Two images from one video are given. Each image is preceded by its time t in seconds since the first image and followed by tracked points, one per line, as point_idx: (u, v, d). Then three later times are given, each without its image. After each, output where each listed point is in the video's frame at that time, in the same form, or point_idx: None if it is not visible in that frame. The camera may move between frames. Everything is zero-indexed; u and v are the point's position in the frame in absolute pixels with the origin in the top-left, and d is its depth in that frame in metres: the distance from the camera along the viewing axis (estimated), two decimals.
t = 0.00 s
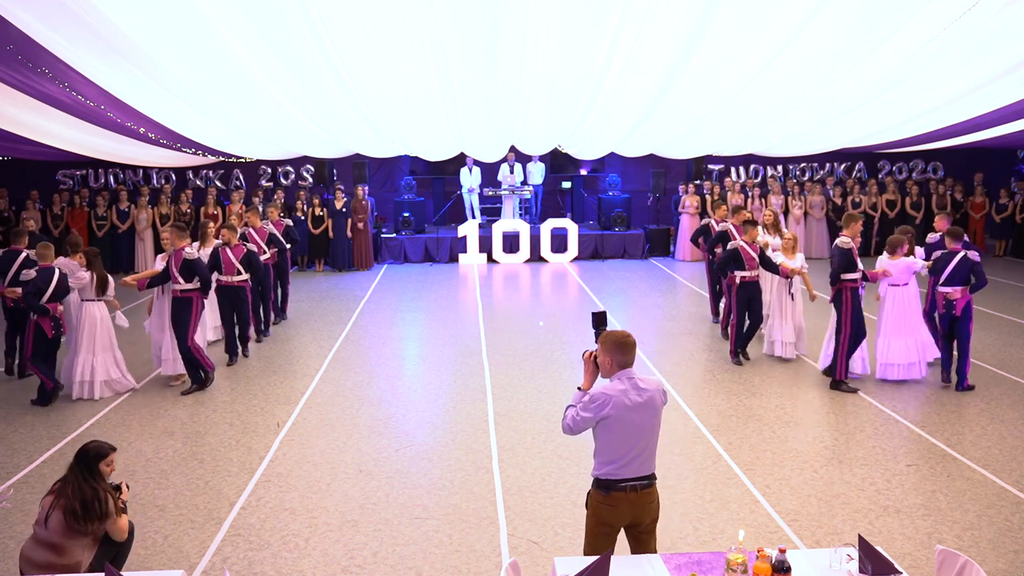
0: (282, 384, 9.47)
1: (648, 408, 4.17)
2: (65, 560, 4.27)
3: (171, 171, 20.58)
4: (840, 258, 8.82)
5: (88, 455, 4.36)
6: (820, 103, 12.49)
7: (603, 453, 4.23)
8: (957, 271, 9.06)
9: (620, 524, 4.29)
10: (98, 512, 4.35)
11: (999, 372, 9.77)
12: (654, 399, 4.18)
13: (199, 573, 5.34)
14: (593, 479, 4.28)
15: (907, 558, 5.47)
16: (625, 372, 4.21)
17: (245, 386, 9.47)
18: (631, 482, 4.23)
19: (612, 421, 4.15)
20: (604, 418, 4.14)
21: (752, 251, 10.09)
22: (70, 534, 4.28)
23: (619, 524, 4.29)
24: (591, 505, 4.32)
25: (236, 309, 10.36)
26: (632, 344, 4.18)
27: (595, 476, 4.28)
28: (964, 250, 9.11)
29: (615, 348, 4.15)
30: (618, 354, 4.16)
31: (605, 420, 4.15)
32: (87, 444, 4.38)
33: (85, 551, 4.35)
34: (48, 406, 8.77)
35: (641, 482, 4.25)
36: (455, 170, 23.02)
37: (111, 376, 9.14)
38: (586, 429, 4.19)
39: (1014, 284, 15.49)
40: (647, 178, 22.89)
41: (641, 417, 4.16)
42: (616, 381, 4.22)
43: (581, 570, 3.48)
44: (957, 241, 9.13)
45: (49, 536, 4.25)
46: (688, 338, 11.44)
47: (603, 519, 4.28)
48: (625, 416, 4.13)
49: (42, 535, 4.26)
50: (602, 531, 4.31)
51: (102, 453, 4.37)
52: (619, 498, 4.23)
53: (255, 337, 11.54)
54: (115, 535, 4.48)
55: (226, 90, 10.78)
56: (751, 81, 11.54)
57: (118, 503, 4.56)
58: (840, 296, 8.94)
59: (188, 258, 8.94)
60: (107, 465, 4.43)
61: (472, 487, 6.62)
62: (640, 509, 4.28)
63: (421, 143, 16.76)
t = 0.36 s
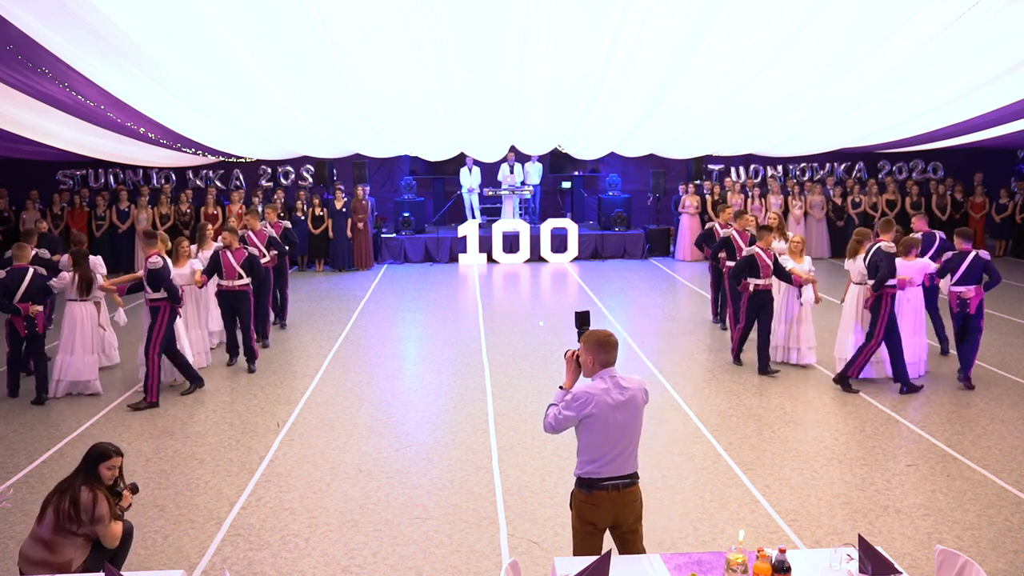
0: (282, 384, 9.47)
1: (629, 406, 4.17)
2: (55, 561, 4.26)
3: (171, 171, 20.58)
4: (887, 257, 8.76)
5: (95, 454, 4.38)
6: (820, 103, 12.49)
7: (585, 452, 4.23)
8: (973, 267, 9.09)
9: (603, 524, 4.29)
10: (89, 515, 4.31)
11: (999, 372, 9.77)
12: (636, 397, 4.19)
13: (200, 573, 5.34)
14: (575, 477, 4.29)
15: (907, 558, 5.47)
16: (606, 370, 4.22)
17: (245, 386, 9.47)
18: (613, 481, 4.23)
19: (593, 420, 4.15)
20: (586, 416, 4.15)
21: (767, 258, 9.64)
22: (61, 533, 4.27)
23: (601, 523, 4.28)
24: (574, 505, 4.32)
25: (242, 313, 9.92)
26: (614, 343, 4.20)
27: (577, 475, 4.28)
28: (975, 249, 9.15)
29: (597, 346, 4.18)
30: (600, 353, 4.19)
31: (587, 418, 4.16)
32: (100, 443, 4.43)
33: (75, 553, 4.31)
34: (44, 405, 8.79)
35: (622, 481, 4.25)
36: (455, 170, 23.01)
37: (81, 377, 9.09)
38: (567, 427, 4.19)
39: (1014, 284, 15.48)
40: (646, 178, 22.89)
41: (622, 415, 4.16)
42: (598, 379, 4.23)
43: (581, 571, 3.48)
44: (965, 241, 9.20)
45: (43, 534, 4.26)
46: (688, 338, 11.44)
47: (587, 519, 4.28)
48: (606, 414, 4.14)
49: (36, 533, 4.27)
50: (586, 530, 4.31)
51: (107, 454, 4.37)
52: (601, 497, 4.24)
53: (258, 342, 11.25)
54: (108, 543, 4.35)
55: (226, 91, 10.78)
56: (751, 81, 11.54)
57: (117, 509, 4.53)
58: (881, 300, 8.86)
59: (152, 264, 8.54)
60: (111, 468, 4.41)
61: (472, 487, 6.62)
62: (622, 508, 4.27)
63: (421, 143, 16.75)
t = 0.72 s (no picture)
0: (283, 384, 9.47)
1: (622, 406, 4.17)
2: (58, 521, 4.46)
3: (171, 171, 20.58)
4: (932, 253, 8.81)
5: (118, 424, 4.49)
6: (820, 103, 12.49)
7: (578, 452, 4.23)
8: (974, 263, 9.15)
9: (597, 523, 4.28)
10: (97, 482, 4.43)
11: (999, 371, 9.77)
12: (627, 396, 4.19)
13: (199, 573, 5.34)
14: (569, 477, 4.28)
15: (907, 558, 5.47)
16: (597, 369, 4.23)
17: (245, 386, 9.46)
18: (607, 480, 4.23)
19: (586, 420, 4.16)
20: (579, 415, 4.15)
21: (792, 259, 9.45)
22: (69, 494, 4.46)
23: (595, 522, 4.27)
24: (569, 505, 4.32)
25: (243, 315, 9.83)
26: (605, 342, 4.21)
27: (571, 475, 4.28)
28: (977, 243, 9.15)
29: (589, 346, 4.18)
30: (591, 352, 4.19)
31: (580, 418, 4.16)
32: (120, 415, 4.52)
33: (80, 515, 4.49)
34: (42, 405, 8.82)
35: (616, 480, 4.24)
36: (454, 170, 23.02)
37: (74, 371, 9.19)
38: (559, 427, 4.19)
39: (1014, 284, 15.48)
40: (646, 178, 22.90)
41: (615, 415, 4.16)
42: (591, 378, 4.23)
43: (581, 571, 3.48)
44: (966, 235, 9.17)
45: (52, 494, 4.46)
46: (689, 338, 11.44)
47: (581, 518, 4.28)
48: (599, 414, 4.14)
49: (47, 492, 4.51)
50: (581, 529, 4.30)
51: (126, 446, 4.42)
52: (596, 497, 4.23)
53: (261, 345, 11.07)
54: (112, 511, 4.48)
55: (226, 91, 10.78)
56: (752, 82, 11.54)
57: (129, 481, 4.64)
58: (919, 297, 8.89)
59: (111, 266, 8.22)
60: (134, 442, 4.55)
61: (472, 487, 6.62)
62: (617, 507, 4.27)
63: (422, 143, 16.75)
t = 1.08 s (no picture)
0: (283, 384, 9.47)
1: (619, 405, 4.17)
2: (83, 491, 4.35)
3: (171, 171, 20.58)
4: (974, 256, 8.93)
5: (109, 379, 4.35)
6: (820, 103, 12.49)
7: (576, 451, 4.23)
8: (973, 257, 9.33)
9: (595, 523, 4.28)
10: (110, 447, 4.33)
11: (999, 372, 9.77)
12: (625, 396, 4.19)
13: (199, 573, 5.34)
14: (567, 477, 4.29)
15: (907, 558, 5.47)
16: (595, 369, 4.23)
17: (245, 386, 9.46)
18: (604, 479, 4.23)
19: (584, 420, 4.15)
20: (577, 416, 4.15)
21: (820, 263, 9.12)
22: (90, 464, 4.34)
23: (594, 522, 4.27)
24: (567, 505, 4.32)
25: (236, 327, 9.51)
26: (603, 343, 4.21)
27: (569, 475, 4.28)
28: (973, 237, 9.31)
29: (586, 346, 4.19)
30: (588, 353, 4.20)
31: (578, 418, 4.16)
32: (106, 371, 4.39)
33: (105, 483, 4.41)
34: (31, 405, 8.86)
35: (614, 480, 4.24)
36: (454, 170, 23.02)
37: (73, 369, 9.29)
38: (557, 426, 4.19)
39: (1015, 284, 15.48)
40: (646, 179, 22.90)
41: (613, 414, 4.16)
42: (589, 379, 4.23)
43: (582, 571, 3.47)
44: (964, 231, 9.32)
45: (72, 466, 4.33)
46: (688, 338, 11.44)
47: (579, 518, 4.28)
48: (596, 414, 4.14)
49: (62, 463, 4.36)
50: (580, 530, 4.30)
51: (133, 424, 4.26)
52: (593, 497, 4.23)
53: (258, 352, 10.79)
54: (128, 476, 4.41)
55: (226, 91, 10.77)
56: (752, 82, 11.55)
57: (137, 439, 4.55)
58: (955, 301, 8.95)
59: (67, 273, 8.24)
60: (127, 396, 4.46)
61: (472, 487, 6.62)
62: (614, 507, 4.27)
63: (421, 143, 16.75)
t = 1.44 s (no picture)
0: (283, 384, 9.47)
1: (619, 406, 4.18)
2: (114, 475, 4.31)
3: (171, 171, 20.60)
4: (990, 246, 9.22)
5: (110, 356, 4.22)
6: (820, 103, 12.50)
7: (576, 452, 4.23)
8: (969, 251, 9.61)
9: (595, 523, 4.28)
10: (129, 427, 4.23)
11: (999, 371, 9.77)
12: (625, 396, 4.19)
13: (199, 573, 5.34)
14: (567, 477, 4.29)
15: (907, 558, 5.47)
16: (595, 369, 4.23)
17: (245, 386, 9.45)
18: (604, 479, 4.23)
19: (584, 420, 4.15)
20: (577, 415, 4.15)
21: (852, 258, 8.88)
22: (114, 448, 4.25)
23: (594, 521, 4.27)
24: (567, 505, 4.32)
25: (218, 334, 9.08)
26: (603, 343, 4.22)
27: (569, 475, 4.28)
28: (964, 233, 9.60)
29: (587, 346, 4.19)
30: (588, 352, 4.19)
31: (578, 418, 4.15)
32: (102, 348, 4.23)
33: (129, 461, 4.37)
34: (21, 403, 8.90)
35: (613, 480, 4.24)
36: (454, 171, 23.03)
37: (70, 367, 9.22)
38: (557, 426, 4.19)
39: (1014, 284, 15.48)
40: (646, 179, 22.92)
41: (613, 414, 4.16)
42: (589, 379, 4.23)
43: (582, 571, 3.47)
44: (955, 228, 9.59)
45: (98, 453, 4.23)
46: (688, 338, 11.44)
47: (579, 518, 4.28)
48: (596, 414, 4.13)
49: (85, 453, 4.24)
50: (579, 529, 4.30)
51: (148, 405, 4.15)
52: (593, 496, 4.23)
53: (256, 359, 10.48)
54: (146, 451, 4.34)
55: (226, 90, 10.78)
56: (751, 82, 11.56)
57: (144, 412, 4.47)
58: (980, 292, 9.17)
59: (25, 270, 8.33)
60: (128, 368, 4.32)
61: (472, 487, 6.62)
62: (614, 506, 4.27)
63: (421, 143, 16.75)
